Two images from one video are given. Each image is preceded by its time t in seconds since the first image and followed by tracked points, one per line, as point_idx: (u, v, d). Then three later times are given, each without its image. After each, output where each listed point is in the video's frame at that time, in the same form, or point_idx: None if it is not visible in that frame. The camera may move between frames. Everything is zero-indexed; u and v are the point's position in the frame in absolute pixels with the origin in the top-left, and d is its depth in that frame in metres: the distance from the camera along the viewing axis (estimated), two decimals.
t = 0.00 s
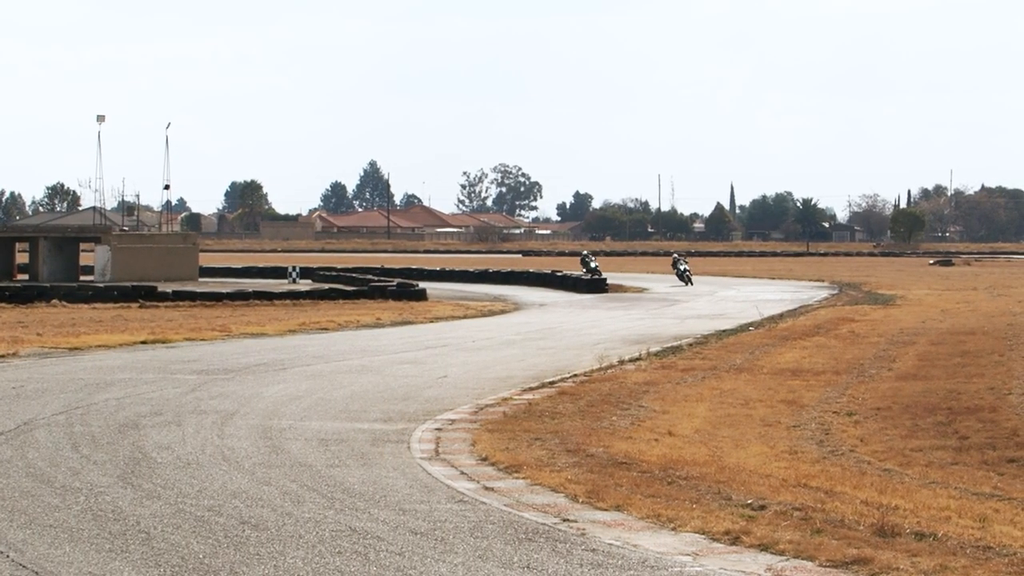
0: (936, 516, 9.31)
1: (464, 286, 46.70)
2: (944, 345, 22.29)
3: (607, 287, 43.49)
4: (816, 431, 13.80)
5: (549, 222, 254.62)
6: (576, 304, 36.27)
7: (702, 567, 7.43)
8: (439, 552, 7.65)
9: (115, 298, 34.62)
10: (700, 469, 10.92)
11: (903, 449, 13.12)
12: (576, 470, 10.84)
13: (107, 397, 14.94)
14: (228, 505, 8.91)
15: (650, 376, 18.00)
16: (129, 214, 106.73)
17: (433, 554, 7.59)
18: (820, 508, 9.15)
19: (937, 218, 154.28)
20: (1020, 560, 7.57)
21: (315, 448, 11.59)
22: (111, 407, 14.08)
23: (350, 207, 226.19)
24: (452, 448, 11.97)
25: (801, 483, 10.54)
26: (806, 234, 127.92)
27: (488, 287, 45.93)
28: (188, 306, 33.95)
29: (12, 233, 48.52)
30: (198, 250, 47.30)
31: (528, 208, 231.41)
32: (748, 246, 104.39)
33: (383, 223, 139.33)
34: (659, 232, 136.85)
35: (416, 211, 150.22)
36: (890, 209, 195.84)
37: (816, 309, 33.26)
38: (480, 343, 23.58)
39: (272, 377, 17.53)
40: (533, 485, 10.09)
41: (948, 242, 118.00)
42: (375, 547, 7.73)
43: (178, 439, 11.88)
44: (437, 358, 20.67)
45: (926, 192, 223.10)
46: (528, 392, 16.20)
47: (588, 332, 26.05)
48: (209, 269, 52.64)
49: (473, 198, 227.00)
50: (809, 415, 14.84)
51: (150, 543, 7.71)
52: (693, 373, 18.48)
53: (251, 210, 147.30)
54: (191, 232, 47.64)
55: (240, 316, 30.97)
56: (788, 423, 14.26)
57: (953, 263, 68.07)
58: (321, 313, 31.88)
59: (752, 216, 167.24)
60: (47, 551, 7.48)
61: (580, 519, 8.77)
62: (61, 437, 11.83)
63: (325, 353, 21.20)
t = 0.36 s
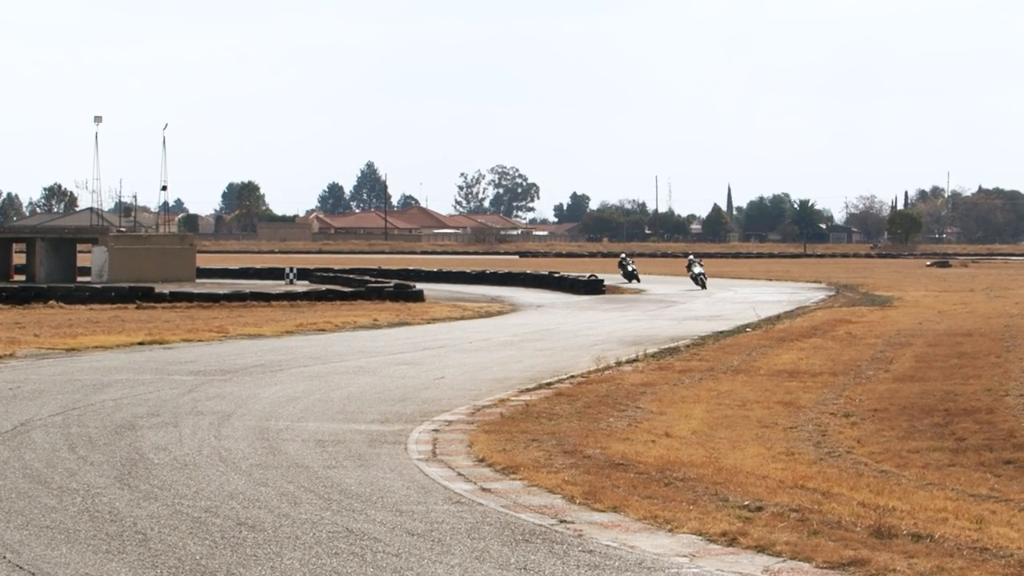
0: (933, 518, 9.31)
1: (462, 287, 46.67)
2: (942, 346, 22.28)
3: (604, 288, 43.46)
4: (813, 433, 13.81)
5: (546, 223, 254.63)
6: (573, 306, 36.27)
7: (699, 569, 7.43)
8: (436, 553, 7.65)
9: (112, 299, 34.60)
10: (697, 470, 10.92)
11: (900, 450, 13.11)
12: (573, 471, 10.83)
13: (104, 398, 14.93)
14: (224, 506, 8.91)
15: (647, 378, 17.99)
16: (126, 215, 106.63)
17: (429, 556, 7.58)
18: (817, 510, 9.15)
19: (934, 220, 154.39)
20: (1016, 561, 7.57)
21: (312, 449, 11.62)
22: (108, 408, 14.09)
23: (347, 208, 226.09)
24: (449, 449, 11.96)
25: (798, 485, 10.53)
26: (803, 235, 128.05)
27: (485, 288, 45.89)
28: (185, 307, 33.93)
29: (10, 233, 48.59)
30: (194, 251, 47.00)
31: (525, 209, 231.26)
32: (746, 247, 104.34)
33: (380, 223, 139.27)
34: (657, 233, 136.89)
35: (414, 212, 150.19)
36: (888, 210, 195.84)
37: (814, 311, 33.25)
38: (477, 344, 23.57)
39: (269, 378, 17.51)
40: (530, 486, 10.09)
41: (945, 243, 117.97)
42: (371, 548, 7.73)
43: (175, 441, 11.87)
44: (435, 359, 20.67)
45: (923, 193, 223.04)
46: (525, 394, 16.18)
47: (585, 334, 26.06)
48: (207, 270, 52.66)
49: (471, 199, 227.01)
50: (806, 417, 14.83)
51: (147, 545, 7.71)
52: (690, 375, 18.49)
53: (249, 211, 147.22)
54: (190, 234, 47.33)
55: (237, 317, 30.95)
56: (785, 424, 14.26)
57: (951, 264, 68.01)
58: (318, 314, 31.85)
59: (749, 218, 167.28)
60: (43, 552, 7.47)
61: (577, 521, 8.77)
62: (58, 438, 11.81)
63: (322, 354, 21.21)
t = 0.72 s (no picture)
0: (928, 520, 9.30)
1: (458, 288, 46.69)
2: (937, 348, 22.27)
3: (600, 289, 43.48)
4: (809, 434, 13.79)
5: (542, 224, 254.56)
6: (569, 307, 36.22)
7: (695, 570, 7.43)
8: (432, 555, 7.65)
9: (108, 300, 34.59)
10: (692, 472, 10.92)
11: (895, 451, 13.12)
12: (569, 472, 10.83)
13: (100, 399, 14.92)
14: (219, 507, 8.90)
15: (643, 379, 18.00)
16: (121, 217, 106.60)
17: (426, 557, 7.58)
18: (813, 511, 9.15)
19: (930, 221, 154.52)
20: (1012, 562, 7.57)
21: (308, 450, 11.61)
22: (104, 409, 14.07)
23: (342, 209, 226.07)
24: (445, 450, 11.96)
25: (794, 486, 10.54)
26: (799, 237, 128.09)
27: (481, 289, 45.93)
28: (181, 308, 33.93)
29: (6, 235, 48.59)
30: (190, 252, 46.94)
31: (521, 210, 231.37)
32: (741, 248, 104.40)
33: (376, 224, 139.33)
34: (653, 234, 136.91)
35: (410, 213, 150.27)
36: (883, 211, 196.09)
37: (809, 312, 33.26)
38: (473, 345, 23.56)
39: (265, 379, 17.51)
40: (526, 488, 10.09)
41: (941, 244, 118.16)
42: (367, 549, 7.72)
43: (171, 442, 11.85)
44: (431, 360, 20.66)
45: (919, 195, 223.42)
46: (521, 394, 16.19)
47: (581, 335, 26.05)
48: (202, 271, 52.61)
49: (466, 200, 227.11)
50: (801, 418, 14.84)
51: (143, 546, 7.70)
52: (686, 376, 18.47)
53: (245, 212, 147.31)
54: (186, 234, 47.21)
55: (233, 318, 30.95)
56: (780, 426, 14.26)
57: (946, 265, 68.12)
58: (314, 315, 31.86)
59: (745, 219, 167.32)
60: (39, 553, 7.46)
61: (573, 522, 8.77)
62: (54, 439, 11.80)
63: (318, 356, 21.19)
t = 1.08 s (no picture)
0: (925, 520, 9.30)
1: (455, 288, 46.71)
2: (934, 348, 22.28)
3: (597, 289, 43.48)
4: (806, 435, 13.80)
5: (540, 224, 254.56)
6: (566, 307, 36.21)
7: (692, 570, 7.43)
8: (429, 555, 7.64)
9: (105, 300, 34.59)
10: (690, 472, 10.92)
11: (893, 452, 13.13)
12: (566, 473, 10.83)
13: (97, 399, 14.92)
14: (216, 507, 8.90)
15: (640, 379, 18.01)
16: (119, 218, 106.58)
17: (423, 557, 7.58)
18: (810, 511, 9.15)
19: (928, 221, 154.61)
20: (1010, 563, 7.57)
21: (305, 450, 11.59)
22: (101, 409, 14.07)
23: (339, 209, 226.19)
24: (442, 450, 11.96)
25: (791, 486, 10.55)
26: (796, 238, 128.25)
27: (478, 290, 45.97)
28: (178, 308, 33.93)
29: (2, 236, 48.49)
30: (188, 252, 46.93)
31: (519, 211, 231.34)
32: (738, 249, 104.29)
33: (373, 224, 139.30)
34: (650, 235, 136.98)
35: (407, 214, 150.31)
36: (881, 212, 196.22)
37: (806, 312, 33.30)
38: (470, 345, 23.56)
39: (262, 379, 17.50)
40: (523, 488, 10.09)
41: (938, 245, 118.16)
42: (364, 549, 7.72)
43: (168, 442, 11.85)
44: (428, 360, 20.66)
45: (916, 195, 223.46)
46: (519, 395, 16.21)
47: (578, 335, 26.04)
48: (200, 271, 52.56)
49: (464, 201, 227.12)
50: (799, 419, 14.85)
51: (140, 546, 7.69)
52: (683, 376, 18.47)
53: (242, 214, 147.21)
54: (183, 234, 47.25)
55: (230, 319, 30.94)
56: (778, 426, 14.27)
57: (944, 266, 68.19)
58: (310, 315, 31.87)
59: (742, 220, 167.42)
60: (36, 553, 7.45)
61: (570, 522, 8.77)
62: (51, 440, 11.79)
63: (316, 356, 21.18)
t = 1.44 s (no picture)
0: (923, 514, 9.31)
1: (453, 283, 46.72)
2: (932, 343, 22.31)
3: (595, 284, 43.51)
4: (804, 429, 13.81)
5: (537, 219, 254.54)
6: (564, 302, 36.20)
7: (690, 564, 7.44)
8: (428, 550, 7.64)
9: (103, 295, 34.58)
10: (688, 466, 10.93)
11: (891, 446, 13.14)
12: (564, 467, 10.83)
13: (95, 394, 14.92)
14: (215, 502, 8.90)
15: (638, 374, 18.01)
16: (117, 212, 106.61)
17: (421, 551, 7.58)
18: (808, 506, 9.17)
19: (926, 216, 154.71)
20: (1008, 557, 7.57)
21: (304, 445, 11.59)
22: (99, 404, 14.07)
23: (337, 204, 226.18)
24: (440, 445, 11.96)
25: (788, 480, 10.56)
26: (794, 233, 128.40)
27: (476, 284, 45.99)
28: (175, 303, 33.92)
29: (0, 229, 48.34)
30: (185, 247, 47.35)
31: (517, 206, 231.42)
32: (735, 244, 104.26)
33: (370, 219, 139.31)
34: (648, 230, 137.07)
35: (404, 208, 150.35)
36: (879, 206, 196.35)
37: (804, 307, 33.34)
38: (468, 340, 23.58)
39: (260, 374, 17.50)
40: (521, 482, 10.10)
41: (936, 240, 118.19)
42: (363, 544, 7.72)
43: (167, 437, 11.85)
44: (427, 355, 20.66)
45: (914, 190, 223.58)
46: (517, 389, 16.22)
47: (576, 330, 26.03)
48: (197, 266, 52.49)
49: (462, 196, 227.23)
50: (796, 413, 14.85)
51: (138, 541, 7.69)
52: (681, 371, 18.48)
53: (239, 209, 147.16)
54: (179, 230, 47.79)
55: (228, 314, 30.95)
56: (775, 421, 14.28)
57: (941, 261, 68.26)
58: (308, 311, 31.88)
59: (739, 214, 167.40)
60: (34, 548, 7.45)
61: (568, 516, 8.78)
62: (49, 435, 11.79)
63: (314, 350, 21.19)
